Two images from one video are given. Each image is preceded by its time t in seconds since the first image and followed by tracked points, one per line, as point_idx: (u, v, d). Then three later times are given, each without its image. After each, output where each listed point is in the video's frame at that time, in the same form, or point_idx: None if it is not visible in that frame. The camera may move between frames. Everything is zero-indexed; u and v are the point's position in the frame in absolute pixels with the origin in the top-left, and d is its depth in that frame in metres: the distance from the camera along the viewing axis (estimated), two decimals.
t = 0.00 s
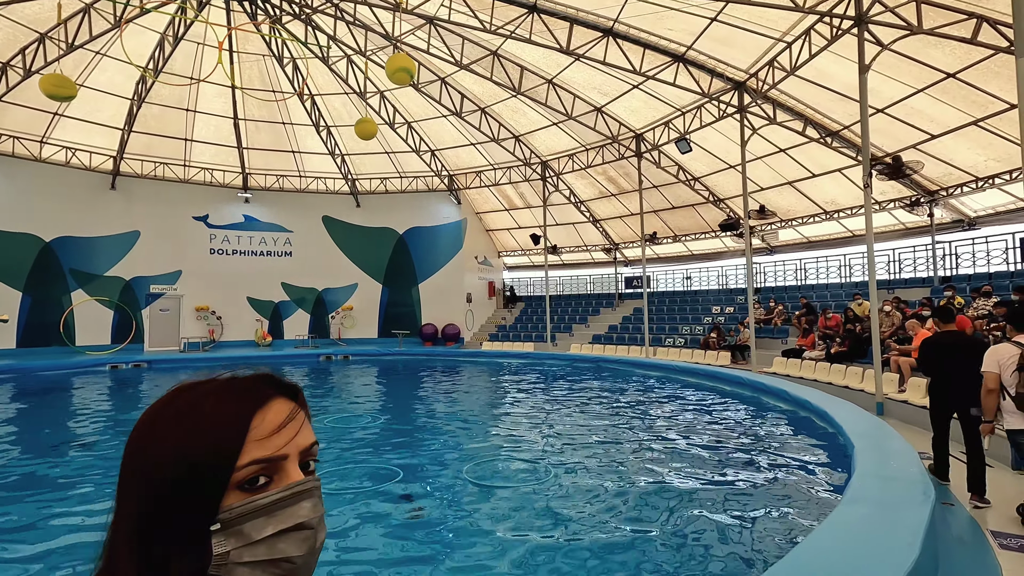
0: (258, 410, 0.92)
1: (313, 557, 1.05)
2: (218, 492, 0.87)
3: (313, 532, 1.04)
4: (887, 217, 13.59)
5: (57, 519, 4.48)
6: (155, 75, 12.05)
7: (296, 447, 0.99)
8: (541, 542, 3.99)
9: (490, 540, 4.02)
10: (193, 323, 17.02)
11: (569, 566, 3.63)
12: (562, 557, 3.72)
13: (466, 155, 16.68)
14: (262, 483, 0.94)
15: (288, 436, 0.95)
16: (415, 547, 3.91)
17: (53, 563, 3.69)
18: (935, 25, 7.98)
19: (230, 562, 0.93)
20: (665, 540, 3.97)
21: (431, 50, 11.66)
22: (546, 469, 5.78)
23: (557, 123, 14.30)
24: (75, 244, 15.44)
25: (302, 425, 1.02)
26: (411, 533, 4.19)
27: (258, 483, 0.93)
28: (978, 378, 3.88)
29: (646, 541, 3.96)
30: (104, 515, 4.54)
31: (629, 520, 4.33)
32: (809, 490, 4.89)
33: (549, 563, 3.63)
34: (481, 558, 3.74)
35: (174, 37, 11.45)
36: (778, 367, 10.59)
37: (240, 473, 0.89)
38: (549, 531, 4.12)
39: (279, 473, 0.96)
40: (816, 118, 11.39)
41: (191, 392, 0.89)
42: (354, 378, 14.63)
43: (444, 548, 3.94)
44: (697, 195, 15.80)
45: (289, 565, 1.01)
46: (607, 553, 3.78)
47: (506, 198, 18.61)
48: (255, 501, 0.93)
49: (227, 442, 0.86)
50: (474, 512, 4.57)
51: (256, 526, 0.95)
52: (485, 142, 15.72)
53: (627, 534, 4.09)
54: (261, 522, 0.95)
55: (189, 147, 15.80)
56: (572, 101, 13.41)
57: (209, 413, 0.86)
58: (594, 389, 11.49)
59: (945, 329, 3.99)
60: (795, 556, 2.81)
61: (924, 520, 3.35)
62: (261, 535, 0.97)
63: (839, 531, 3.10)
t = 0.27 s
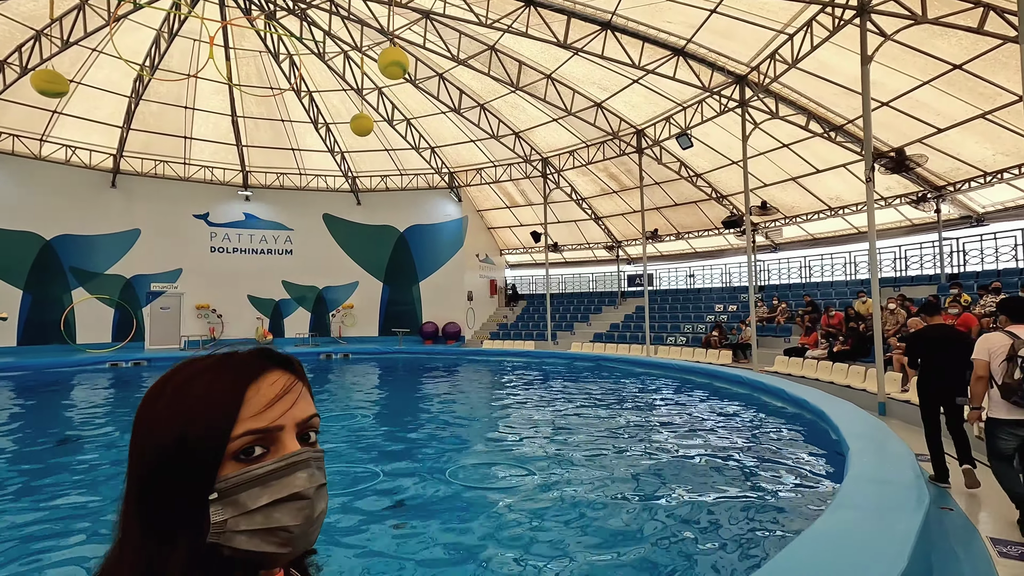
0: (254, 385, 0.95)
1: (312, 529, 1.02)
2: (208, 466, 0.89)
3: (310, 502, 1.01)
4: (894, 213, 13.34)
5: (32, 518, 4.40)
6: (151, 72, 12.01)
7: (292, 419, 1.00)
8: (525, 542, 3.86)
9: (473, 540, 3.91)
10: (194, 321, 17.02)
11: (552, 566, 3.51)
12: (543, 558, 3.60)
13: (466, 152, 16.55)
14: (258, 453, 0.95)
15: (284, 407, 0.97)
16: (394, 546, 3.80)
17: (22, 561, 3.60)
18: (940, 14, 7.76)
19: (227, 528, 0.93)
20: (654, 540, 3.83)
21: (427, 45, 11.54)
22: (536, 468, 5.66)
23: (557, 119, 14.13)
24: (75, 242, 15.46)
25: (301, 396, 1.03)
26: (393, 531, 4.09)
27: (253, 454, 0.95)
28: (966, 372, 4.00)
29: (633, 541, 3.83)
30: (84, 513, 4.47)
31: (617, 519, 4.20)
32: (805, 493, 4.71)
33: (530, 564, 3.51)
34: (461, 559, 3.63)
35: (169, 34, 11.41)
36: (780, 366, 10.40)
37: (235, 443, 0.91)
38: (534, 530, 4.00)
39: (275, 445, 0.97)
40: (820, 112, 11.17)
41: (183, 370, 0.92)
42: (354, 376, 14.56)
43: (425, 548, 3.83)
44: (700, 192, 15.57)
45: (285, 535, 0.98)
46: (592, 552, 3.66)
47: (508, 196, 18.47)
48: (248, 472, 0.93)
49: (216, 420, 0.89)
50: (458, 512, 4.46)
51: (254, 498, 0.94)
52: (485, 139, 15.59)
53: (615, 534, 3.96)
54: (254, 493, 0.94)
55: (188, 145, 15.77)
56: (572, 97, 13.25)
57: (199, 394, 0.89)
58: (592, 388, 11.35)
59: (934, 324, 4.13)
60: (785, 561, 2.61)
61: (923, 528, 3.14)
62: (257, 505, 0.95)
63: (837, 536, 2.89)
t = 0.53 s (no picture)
0: (264, 363, 0.85)
1: (320, 513, 0.90)
2: (219, 443, 0.79)
3: (318, 486, 0.89)
4: (902, 207, 13.06)
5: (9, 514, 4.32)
6: (149, 68, 11.99)
7: (303, 400, 0.89)
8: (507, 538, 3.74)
9: (454, 538, 3.79)
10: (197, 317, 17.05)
11: (531, 563, 3.38)
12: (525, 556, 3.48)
13: (467, 147, 16.45)
14: (268, 435, 0.85)
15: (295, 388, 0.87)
16: (371, 544, 3.69)
17: None
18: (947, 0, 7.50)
19: (235, 508, 0.81)
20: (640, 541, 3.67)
21: (426, 39, 11.43)
22: (528, 465, 5.53)
23: (558, 113, 13.97)
24: (79, 238, 15.51)
25: (313, 380, 0.94)
26: (373, 529, 3.97)
27: (263, 435, 0.84)
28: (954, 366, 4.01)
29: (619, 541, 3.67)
30: (62, 509, 4.40)
31: (605, 518, 4.06)
32: (795, 492, 4.55)
33: (509, 564, 3.38)
34: (439, 559, 3.50)
35: (168, 29, 11.39)
36: (783, 364, 10.20)
37: (245, 422, 0.81)
38: (519, 529, 3.88)
39: (286, 427, 0.87)
40: (825, 104, 10.92)
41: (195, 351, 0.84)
42: (354, 372, 14.51)
43: (405, 547, 3.71)
44: (705, 187, 15.35)
45: (291, 518, 0.85)
46: (575, 552, 3.52)
47: (511, 191, 18.35)
48: (257, 452, 0.83)
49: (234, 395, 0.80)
50: (441, 510, 4.33)
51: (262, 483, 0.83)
52: (486, 134, 15.48)
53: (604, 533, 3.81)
54: (261, 473, 0.83)
55: (190, 141, 15.79)
56: (573, 91, 13.09)
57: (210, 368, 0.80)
58: (593, 385, 11.23)
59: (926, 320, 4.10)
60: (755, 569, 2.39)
61: (912, 537, 2.89)
62: (265, 487, 0.84)
63: (818, 543, 2.66)
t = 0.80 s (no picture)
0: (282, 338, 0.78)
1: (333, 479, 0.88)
2: (245, 424, 0.72)
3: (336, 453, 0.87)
4: (908, 202, 12.80)
5: None
6: (146, 64, 11.98)
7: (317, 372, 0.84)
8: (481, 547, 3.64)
9: (428, 542, 3.71)
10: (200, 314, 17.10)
11: None
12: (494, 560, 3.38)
13: (467, 143, 16.34)
14: (290, 408, 0.80)
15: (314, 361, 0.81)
16: (339, 545, 3.60)
17: None
18: None
19: (262, 481, 0.76)
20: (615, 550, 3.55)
21: (421, 33, 11.31)
22: (514, 464, 5.43)
23: (558, 108, 13.82)
24: (81, 235, 15.59)
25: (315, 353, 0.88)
26: (348, 529, 3.90)
27: (287, 408, 0.79)
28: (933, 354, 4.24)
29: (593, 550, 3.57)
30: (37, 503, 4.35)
31: (583, 522, 3.96)
32: (779, 494, 4.42)
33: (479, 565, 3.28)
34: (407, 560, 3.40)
35: (164, 25, 11.36)
36: (783, 361, 10.03)
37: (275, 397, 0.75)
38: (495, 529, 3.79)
39: (305, 399, 0.82)
40: (828, 96, 10.68)
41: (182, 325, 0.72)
42: (355, 368, 14.50)
43: (376, 548, 3.63)
44: (708, 182, 15.13)
45: (313, 484, 0.83)
46: (549, 559, 3.42)
47: (512, 188, 18.23)
48: (284, 424, 0.77)
49: (254, 380, 0.71)
50: (419, 509, 4.24)
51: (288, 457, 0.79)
52: (486, 130, 15.37)
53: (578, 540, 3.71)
54: (292, 443, 0.79)
55: (191, 138, 15.81)
56: (572, 85, 12.93)
57: (223, 352, 0.70)
58: (590, 382, 11.12)
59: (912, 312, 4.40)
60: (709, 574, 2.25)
61: (890, 540, 2.70)
62: (294, 455, 0.80)
63: (787, 552, 2.46)
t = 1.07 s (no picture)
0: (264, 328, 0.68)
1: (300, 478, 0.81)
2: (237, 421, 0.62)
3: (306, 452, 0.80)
4: (914, 196, 12.54)
5: None
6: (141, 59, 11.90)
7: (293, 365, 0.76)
8: (449, 557, 3.53)
9: (396, 549, 3.59)
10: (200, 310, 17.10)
11: None
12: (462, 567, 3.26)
13: (467, 138, 16.20)
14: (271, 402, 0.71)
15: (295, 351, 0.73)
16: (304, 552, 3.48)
17: None
18: None
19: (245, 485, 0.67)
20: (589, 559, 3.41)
21: (416, 26, 11.14)
22: (499, 465, 5.32)
23: (557, 101, 13.62)
24: (81, 232, 15.61)
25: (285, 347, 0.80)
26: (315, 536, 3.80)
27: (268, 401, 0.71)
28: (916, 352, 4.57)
29: (561, 559, 3.44)
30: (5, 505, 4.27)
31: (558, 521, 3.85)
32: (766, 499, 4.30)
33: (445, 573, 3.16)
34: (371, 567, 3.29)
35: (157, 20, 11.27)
36: (782, 359, 9.84)
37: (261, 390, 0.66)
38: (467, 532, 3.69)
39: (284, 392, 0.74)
40: (830, 89, 10.44)
41: (147, 309, 0.60)
42: (354, 364, 14.44)
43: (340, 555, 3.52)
44: (710, 177, 14.90)
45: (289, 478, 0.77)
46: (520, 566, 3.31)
47: (513, 183, 18.08)
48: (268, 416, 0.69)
49: (237, 378, 0.61)
50: (392, 514, 4.13)
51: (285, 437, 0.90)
52: (485, 124, 15.21)
53: (552, 546, 3.59)
54: (281, 425, 0.90)
55: (190, 134, 15.77)
56: (570, 79, 12.73)
57: (211, 345, 0.60)
58: (587, 379, 10.98)
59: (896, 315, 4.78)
60: None
61: (867, 548, 2.60)
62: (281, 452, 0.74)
63: (758, 565, 2.30)
